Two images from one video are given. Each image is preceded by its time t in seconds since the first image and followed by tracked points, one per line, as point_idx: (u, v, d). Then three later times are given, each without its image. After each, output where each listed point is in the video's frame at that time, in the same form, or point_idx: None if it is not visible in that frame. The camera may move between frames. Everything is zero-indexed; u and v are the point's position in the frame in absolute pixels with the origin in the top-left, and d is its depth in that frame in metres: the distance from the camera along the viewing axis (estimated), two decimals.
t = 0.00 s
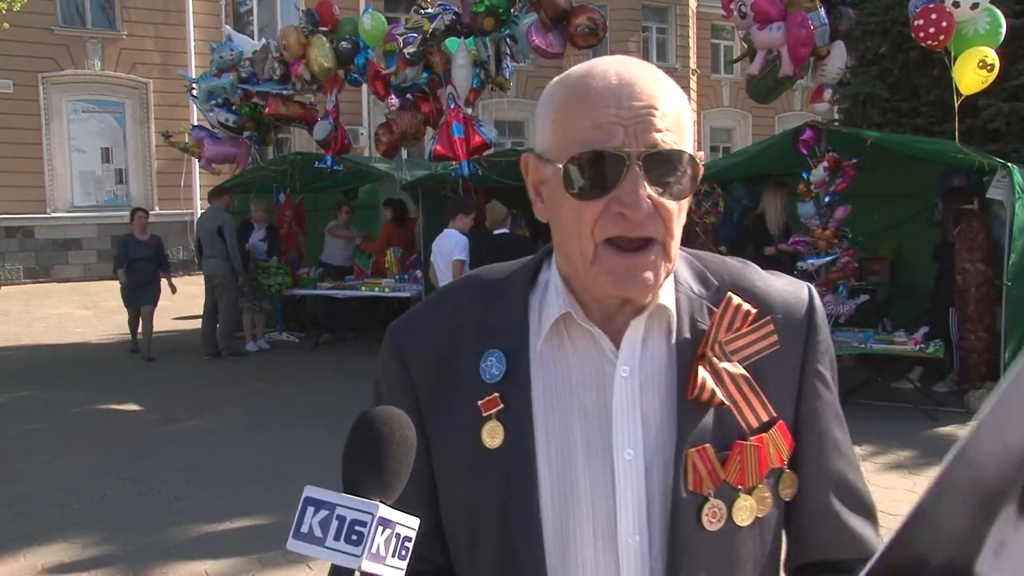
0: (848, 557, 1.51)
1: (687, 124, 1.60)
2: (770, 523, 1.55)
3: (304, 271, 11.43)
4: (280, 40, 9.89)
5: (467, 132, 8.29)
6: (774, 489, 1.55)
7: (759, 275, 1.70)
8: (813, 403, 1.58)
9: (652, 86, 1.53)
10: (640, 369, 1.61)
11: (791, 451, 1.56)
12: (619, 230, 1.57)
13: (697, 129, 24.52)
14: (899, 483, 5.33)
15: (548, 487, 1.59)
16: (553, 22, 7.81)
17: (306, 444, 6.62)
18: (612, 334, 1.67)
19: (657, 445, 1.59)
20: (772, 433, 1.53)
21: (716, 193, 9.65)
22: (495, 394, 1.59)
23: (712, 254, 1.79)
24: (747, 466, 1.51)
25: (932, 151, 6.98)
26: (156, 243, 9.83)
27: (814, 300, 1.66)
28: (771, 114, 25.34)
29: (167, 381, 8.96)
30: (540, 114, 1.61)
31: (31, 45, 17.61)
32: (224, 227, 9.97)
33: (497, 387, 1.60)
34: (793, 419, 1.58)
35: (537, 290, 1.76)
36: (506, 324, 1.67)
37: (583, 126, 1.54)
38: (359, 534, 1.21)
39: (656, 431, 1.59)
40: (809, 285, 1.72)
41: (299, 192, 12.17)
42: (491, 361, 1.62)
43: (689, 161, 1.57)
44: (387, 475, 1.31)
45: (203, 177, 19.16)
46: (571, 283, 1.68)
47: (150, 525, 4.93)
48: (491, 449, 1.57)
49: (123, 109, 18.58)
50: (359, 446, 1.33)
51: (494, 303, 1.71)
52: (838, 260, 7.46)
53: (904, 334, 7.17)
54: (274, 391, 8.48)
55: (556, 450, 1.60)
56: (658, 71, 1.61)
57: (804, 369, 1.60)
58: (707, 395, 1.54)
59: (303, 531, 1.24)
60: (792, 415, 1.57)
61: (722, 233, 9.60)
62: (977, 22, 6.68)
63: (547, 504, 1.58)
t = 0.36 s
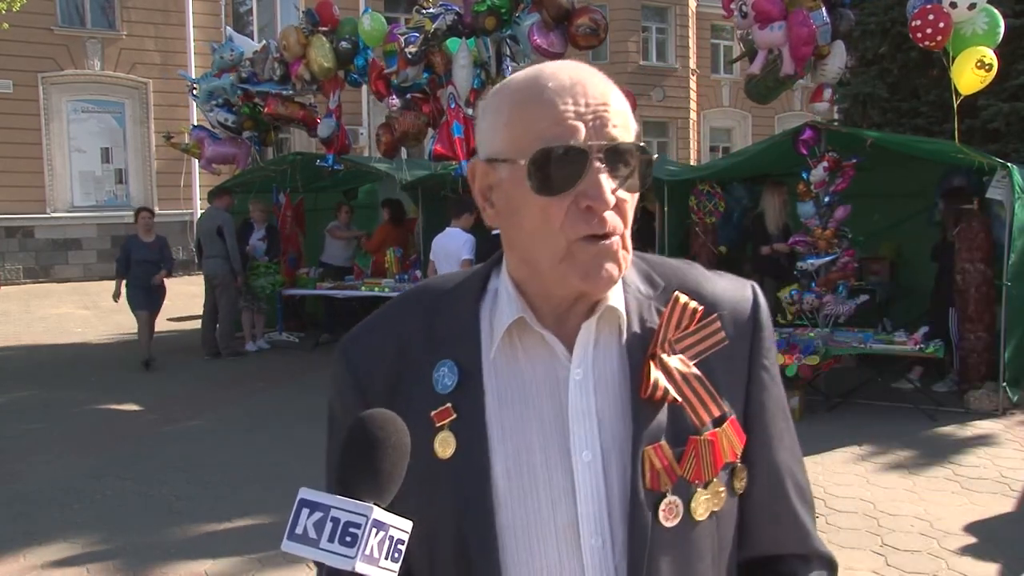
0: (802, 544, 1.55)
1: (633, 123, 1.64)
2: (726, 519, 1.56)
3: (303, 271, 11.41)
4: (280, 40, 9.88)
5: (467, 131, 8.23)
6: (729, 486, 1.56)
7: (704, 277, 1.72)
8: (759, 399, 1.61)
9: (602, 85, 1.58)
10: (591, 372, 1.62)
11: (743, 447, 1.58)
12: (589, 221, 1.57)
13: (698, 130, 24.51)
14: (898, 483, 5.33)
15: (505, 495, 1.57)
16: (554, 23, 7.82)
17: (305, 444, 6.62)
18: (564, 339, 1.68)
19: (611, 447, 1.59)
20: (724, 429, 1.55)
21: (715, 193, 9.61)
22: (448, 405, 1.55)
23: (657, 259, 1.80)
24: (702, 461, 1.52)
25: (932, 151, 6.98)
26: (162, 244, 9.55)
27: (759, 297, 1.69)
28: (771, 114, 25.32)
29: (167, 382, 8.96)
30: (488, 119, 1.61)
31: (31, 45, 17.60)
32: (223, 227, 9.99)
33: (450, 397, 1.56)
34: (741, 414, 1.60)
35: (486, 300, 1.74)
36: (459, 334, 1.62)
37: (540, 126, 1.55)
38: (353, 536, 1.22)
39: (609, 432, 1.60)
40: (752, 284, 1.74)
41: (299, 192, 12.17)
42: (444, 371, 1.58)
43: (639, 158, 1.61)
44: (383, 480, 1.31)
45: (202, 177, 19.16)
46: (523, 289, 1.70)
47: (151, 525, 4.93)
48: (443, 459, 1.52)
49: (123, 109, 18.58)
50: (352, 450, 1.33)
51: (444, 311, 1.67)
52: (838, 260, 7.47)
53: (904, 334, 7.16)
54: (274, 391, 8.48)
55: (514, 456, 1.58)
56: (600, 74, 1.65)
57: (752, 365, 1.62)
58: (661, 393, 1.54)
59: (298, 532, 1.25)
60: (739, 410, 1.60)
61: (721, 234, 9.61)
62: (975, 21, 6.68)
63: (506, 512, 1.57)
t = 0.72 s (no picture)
0: (792, 509, 1.53)
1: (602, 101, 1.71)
2: (715, 478, 1.56)
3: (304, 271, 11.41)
4: (280, 40, 9.88)
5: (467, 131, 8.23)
6: (716, 445, 1.56)
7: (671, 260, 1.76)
8: (730, 369, 1.63)
9: (572, 62, 1.65)
10: (576, 335, 1.62)
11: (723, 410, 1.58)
12: (573, 168, 1.59)
13: (698, 129, 24.49)
14: (899, 483, 5.34)
15: (492, 467, 1.54)
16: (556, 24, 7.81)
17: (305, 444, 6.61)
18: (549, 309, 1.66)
19: (598, 411, 1.57)
20: (709, 387, 1.56)
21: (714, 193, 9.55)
22: (431, 375, 1.53)
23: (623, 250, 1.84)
24: (692, 413, 1.53)
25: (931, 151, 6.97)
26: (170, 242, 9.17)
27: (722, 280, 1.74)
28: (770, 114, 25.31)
29: (167, 382, 8.95)
30: (469, 100, 1.64)
31: (31, 45, 17.60)
32: (223, 227, 9.99)
33: (432, 368, 1.54)
34: (721, 380, 1.62)
35: (467, 282, 1.70)
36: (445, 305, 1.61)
37: (520, 85, 1.59)
38: (368, 552, 1.17)
39: (596, 392, 1.58)
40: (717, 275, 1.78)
41: (299, 192, 12.17)
42: (427, 346, 1.56)
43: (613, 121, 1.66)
44: (396, 497, 1.28)
45: (202, 177, 19.16)
46: (507, 258, 1.67)
47: (151, 525, 4.93)
48: (425, 430, 1.50)
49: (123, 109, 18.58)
50: (367, 467, 1.31)
51: (425, 290, 1.65)
52: (838, 260, 7.47)
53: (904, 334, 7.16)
54: (274, 391, 8.47)
55: (502, 425, 1.55)
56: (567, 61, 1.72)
57: (723, 334, 1.66)
58: (648, 347, 1.55)
59: (312, 547, 1.20)
60: (719, 374, 1.62)
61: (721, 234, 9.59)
62: (976, 21, 6.68)
63: (491, 482, 1.53)
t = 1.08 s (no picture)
0: (806, 486, 1.55)
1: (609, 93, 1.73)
2: (719, 467, 1.56)
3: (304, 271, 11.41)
4: (280, 40, 9.90)
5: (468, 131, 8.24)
6: (720, 435, 1.57)
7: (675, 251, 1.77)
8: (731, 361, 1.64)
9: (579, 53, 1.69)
10: (581, 323, 1.61)
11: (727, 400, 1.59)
12: (575, 145, 1.60)
13: (698, 129, 24.47)
14: (899, 483, 5.34)
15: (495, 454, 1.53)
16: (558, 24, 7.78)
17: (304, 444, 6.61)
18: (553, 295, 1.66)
19: (601, 396, 1.57)
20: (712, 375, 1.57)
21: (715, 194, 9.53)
22: (432, 361, 1.53)
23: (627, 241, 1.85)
24: (696, 402, 1.53)
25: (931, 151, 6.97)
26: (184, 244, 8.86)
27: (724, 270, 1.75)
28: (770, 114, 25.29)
29: (166, 381, 8.95)
30: (477, 86, 1.68)
31: (31, 45, 17.59)
32: (223, 227, 9.99)
33: (433, 355, 1.54)
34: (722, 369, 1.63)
35: (470, 270, 1.71)
36: (448, 294, 1.62)
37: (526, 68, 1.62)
38: (380, 549, 1.16)
39: (599, 380, 1.58)
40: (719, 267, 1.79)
41: (298, 192, 12.17)
42: (429, 331, 1.57)
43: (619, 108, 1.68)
44: (408, 497, 1.28)
45: (202, 177, 19.16)
46: (511, 241, 1.68)
47: (150, 525, 4.92)
48: (424, 415, 1.50)
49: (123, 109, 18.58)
50: (381, 464, 1.31)
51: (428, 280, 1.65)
52: (838, 260, 7.47)
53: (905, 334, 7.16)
54: (274, 392, 8.47)
55: (504, 411, 1.55)
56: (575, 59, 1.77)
57: (725, 324, 1.67)
58: (655, 331, 1.55)
59: (325, 545, 1.20)
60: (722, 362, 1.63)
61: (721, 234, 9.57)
62: (978, 21, 6.67)
63: (491, 468, 1.53)
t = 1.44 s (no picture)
0: (817, 520, 1.53)
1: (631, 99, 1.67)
2: (734, 498, 1.55)
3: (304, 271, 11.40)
4: (281, 40, 9.92)
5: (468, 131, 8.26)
6: (736, 466, 1.55)
7: (699, 263, 1.73)
8: (758, 387, 1.60)
9: (599, 61, 1.62)
10: (594, 350, 1.60)
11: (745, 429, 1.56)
12: (587, 180, 1.56)
13: (698, 129, 24.48)
14: (899, 483, 5.34)
15: (503, 483, 1.55)
16: (558, 24, 7.76)
17: (304, 444, 6.61)
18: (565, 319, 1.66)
19: (613, 426, 1.57)
20: (730, 408, 1.54)
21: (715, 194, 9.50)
22: (441, 388, 1.54)
23: (651, 246, 1.82)
24: (711, 437, 1.51)
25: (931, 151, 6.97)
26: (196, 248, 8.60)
27: (752, 281, 1.70)
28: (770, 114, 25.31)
29: (166, 381, 8.96)
30: (492, 96, 1.64)
31: (31, 45, 17.59)
32: (224, 227, 10.00)
33: (442, 381, 1.55)
34: (743, 393, 1.60)
35: (484, 286, 1.71)
36: (458, 319, 1.61)
37: (540, 89, 1.57)
38: (389, 550, 1.16)
39: (612, 410, 1.57)
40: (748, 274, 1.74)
41: (298, 192, 12.16)
42: (438, 354, 1.57)
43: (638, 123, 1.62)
44: (417, 499, 1.27)
45: (202, 177, 19.16)
46: (523, 265, 1.68)
47: (149, 525, 4.92)
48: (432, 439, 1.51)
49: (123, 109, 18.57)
50: (389, 466, 1.30)
51: (441, 299, 1.65)
52: (838, 260, 7.47)
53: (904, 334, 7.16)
54: (274, 391, 8.47)
55: (514, 440, 1.56)
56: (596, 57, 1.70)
57: (750, 344, 1.62)
58: (668, 366, 1.53)
59: (334, 545, 1.20)
60: (741, 388, 1.59)
61: (721, 234, 9.55)
62: (978, 21, 6.67)
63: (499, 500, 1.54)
